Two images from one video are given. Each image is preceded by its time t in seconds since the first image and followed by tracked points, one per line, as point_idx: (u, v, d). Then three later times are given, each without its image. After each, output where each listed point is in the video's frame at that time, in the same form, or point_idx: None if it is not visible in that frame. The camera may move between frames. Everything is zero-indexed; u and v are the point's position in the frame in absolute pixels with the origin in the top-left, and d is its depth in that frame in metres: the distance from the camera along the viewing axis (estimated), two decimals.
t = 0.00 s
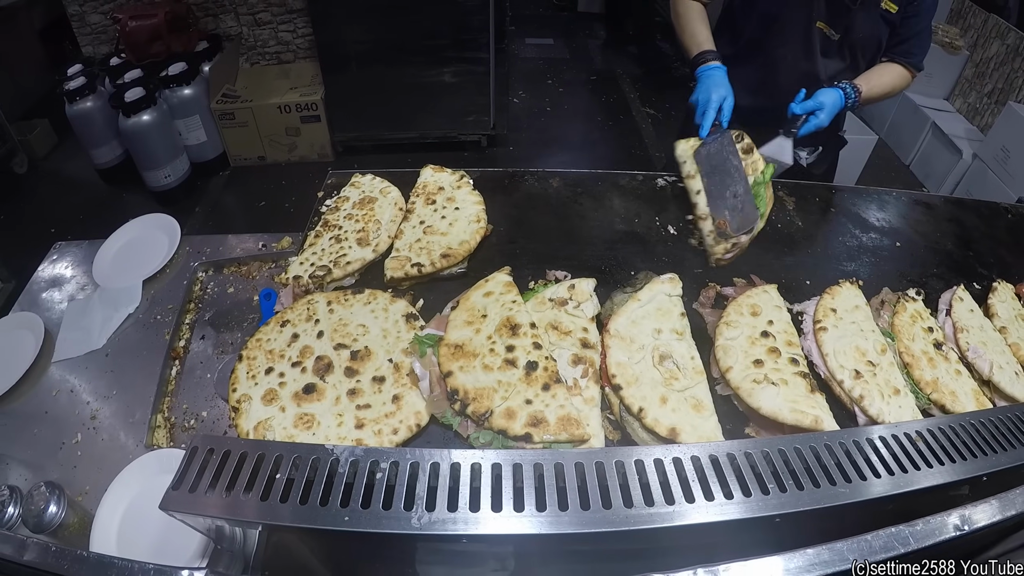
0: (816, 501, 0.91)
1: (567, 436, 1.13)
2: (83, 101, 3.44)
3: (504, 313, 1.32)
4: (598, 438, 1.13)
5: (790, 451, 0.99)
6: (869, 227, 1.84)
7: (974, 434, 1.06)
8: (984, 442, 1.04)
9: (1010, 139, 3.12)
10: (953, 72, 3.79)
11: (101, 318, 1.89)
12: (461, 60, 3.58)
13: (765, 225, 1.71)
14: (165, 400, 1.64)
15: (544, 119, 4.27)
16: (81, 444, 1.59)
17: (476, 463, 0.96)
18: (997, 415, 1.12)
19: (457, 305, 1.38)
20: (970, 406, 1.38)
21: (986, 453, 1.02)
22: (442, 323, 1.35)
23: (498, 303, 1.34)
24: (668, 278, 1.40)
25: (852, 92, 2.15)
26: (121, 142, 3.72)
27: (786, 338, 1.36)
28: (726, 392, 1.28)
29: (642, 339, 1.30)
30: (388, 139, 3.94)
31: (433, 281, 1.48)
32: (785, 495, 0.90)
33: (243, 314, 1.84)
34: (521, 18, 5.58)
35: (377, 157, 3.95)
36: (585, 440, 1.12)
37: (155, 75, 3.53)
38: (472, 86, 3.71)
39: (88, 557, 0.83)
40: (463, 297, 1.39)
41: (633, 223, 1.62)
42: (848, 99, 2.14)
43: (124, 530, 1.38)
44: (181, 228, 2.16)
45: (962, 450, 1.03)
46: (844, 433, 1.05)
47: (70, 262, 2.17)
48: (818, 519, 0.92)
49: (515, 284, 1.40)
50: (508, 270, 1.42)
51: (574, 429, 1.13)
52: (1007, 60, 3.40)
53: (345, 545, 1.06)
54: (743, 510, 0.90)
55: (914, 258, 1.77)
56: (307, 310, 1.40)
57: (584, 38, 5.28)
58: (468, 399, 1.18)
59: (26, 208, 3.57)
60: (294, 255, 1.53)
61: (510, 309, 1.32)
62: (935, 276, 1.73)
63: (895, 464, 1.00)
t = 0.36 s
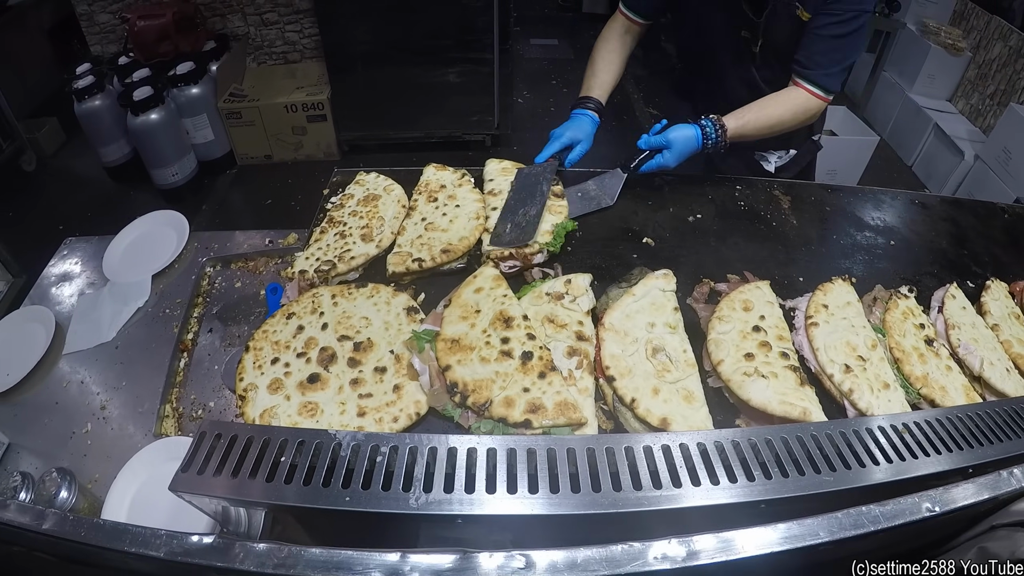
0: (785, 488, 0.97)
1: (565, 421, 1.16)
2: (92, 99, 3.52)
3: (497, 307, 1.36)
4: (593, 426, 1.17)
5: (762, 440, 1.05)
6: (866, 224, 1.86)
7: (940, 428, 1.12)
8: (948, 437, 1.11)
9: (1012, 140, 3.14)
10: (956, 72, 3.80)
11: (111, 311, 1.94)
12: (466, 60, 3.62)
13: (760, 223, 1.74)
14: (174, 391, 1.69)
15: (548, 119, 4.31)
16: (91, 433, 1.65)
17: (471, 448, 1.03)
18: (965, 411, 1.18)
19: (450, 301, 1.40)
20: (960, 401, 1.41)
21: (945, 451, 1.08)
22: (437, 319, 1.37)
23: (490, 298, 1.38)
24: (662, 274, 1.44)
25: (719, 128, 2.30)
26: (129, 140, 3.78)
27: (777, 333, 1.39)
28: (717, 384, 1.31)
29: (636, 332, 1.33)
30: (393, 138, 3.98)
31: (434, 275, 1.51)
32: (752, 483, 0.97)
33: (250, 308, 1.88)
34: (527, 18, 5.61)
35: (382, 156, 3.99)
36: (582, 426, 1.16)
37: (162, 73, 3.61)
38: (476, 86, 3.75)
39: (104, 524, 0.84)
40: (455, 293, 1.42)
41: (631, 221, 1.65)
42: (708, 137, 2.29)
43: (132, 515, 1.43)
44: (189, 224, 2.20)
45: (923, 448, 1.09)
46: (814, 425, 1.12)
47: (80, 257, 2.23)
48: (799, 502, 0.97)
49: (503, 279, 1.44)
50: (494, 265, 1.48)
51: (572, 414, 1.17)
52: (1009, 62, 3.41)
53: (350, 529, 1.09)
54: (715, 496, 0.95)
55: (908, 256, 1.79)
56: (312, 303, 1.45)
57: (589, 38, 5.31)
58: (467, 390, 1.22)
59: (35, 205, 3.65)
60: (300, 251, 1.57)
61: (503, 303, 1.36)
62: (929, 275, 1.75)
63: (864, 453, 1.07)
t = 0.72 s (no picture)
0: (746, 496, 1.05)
1: (550, 430, 1.21)
2: (97, 102, 3.58)
3: (489, 318, 1.40)
4: (577, 435, 1.22)
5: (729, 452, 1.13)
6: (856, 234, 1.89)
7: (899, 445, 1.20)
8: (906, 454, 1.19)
9: (1011, 147, 3.15)
10: (957, 77, 3.81)
11: (117, 317, 2.00)
12: (468, 66, 3.66)
13: (750, 235, 1.78)
14: (178, 396, 1.75)
15: (549, 124, 4.35)
16: (98, 436, 1.71)
17: (458, 457, 1.11)
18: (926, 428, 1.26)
19: (445, 312, 1.45)
20: (941, 413, 1.45)
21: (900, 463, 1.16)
22: (432, 329, 1.42)
23: (482, 309, 1.42)
24: (650, 286, 1.48)
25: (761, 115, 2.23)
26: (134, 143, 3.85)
27: (761, 344, 1.44)
28: (701, 395, 1.36)
29: (623, 344, 1.38)
30: (395, 143, 4.03)
31: (428, 286, 1.56)
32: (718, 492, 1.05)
33: (251, 316, 1.94)
34: (529, 22, 5.66)
35: (385, 160, 4.04)
36: (567, 435, 1.21)
37: (167, 77, 3.68)
38: (477, 92, 3.79)
39: (116, 527, 0.89)
40: (451, 304, 1.46)
41: (620, 232, 1.70)
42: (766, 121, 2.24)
43: (138, 516, 1.48)
44: (193, 232, 2.26)
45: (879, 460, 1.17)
46: (781, 438, 1.19)
47: (86, 263, 2.29)
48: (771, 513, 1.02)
49: (497, 291, 1.48)
50: (490, 278, 1.51)
51: (557, 424, 1.22)
52: (1009, 68, 3.42)
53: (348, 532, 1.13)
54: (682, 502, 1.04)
55: (897, 267, 1.82)
56: (311, 314, 1.50)
57: (591, 42, 5.35)
58: (459, 399, 1.27)
59: (43, 207, 3.72)
60: (300, 261, 1.62)
61: (494, 315, 1.40)
62: (917, 286, 1.78)
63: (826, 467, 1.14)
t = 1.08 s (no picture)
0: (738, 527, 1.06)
1: (542, 455, 1.22)
2: (98, 106, 3.58)
3: (483, 340, 1.41)
4: (569, 460, 1.23)
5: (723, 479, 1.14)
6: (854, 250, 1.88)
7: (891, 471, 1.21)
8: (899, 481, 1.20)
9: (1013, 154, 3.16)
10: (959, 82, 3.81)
11: (116, 330, 2.01)
12: (468, 72, 3.65)
13: (746, 253, 1.77)
14: (176, 411, 1.76)
15: (549, 129, 4.34)
16: (98, 450, 1.72)
17: (449, 483, 1.12)
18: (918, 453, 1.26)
19: (439, 333, 1.46)
20: (936, 436, 1.45)
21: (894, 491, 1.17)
22: (426, 351, 1.43)
23: (476, 331, 1.43)
24: (644, 307, 1.50)
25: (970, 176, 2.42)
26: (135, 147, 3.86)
27: (755, 367, 1.45)
28: (693, 418, 1.38)
29: (616, 367, 1.39)
30: (395, 149, 4.04)
31: (424, 305, 1.56)
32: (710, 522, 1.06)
33: (249, 330, 1.95)
34: (530, 25, 5.65)
35: (384, 166, 4.05)
36: (558, 460, 1.22)
37: (167, 82, 3.68)
38: (478, 98, 3.79)
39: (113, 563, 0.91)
40: (444, 325, 1.47)
41: (615, 250, 1.70)
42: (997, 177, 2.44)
43: (137, 534, 1.50)
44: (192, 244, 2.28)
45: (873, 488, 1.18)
46: (773, 465, 1.19)
47: (86, 274, 2.31)
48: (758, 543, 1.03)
49: (491, 312, 1.49)
50: (484, 298, 1.51)
51: (549, 449, 1.23)
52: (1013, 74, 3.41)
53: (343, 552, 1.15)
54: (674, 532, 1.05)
55: (894, 284, 1.81)
56: (307, 333, 1.50)
57: (593, 46, 5.34)
58: (451, 422, 1.27)
59: (44, 211, 3.75)
60: (295, 279, 1.63)
61: (488, 337, 1.41)
62: (914, 304, 1.78)
63: (820, 494, 1.15)
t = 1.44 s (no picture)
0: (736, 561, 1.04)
1: (535, 482, 1.21)
2: (96, 109, 3.55)
3: (476, 363, 1.40)
4: (562, 488, 1.22)
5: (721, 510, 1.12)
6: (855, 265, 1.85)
7: (894, 501, 1.18)
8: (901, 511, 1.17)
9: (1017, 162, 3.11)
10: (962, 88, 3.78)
11: (110, 343, 2.00)
12: (467, 77, 3.63)
13: (746, 269, 1.75)
14: (169, 428, 1.74)
15: (550, 134, 4.31)
16: (92, 465, 1.71)
17: (440, 513, 1.10)
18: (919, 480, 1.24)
19: (432, 354, 1.45)
20: (935, 461, 1.43)
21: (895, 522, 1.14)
22: (419, 373, 1.42)
23: (470, 353, 1.42)
24: (640, 329, 1.49)
25: None
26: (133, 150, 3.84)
27: (753, 391, 1.45)
28: (689, 443, 1.38)
29: (611, 391, 1.38)
30: (394, 153, 4.01)
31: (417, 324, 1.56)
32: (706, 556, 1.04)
33: (243, 345, 1.93)
34: (531, 28, 5.62)
35: (383, 170, 4.02)
36: (551, 488, 1.21)
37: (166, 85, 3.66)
38: (478, 103, 3.76)
39: None
40: (438, 347, 1.46)
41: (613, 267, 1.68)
42: None
43: (130, 554, 1.48)
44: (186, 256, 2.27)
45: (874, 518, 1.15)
46: (771, 495, 1.17)
47: (81, 284, 2.30)
48: None
49: (485, 333, 1.48)
50: (478, 319, 1.51)
51: (542, 476, 1.22)
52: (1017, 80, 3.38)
53: None
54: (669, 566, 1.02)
55: (895, 302, 1.79)
56: (299, 353, 1.50)
57: (594, 48, 5.31)
58: (444, 448, 1.26)
59: (42, 214, 3.73)
60: (289, 297, 1.63)
61: (482, 359, 1.40)
62: (915, 321, 1.75)
63: (819, 524, 1.13)
